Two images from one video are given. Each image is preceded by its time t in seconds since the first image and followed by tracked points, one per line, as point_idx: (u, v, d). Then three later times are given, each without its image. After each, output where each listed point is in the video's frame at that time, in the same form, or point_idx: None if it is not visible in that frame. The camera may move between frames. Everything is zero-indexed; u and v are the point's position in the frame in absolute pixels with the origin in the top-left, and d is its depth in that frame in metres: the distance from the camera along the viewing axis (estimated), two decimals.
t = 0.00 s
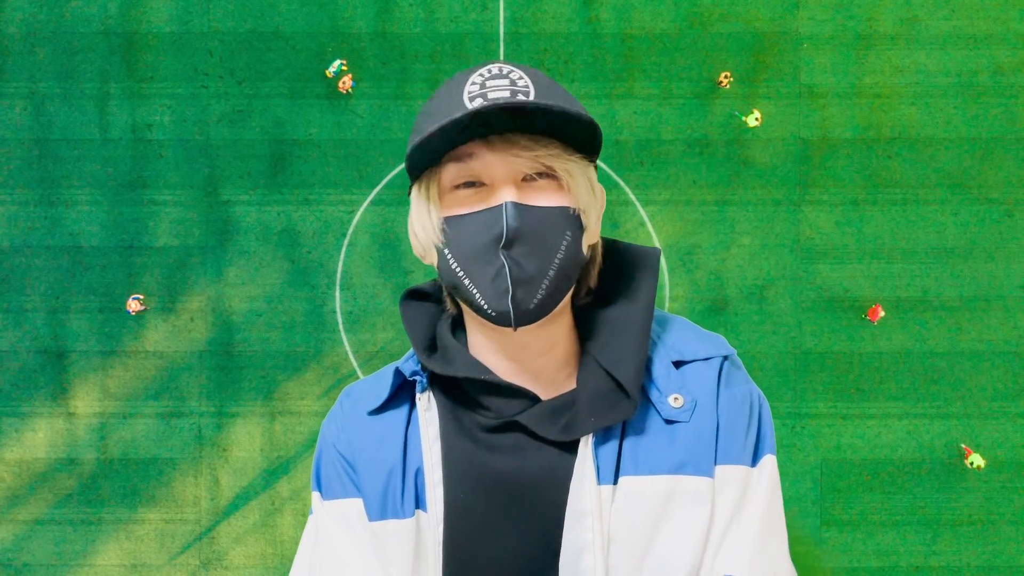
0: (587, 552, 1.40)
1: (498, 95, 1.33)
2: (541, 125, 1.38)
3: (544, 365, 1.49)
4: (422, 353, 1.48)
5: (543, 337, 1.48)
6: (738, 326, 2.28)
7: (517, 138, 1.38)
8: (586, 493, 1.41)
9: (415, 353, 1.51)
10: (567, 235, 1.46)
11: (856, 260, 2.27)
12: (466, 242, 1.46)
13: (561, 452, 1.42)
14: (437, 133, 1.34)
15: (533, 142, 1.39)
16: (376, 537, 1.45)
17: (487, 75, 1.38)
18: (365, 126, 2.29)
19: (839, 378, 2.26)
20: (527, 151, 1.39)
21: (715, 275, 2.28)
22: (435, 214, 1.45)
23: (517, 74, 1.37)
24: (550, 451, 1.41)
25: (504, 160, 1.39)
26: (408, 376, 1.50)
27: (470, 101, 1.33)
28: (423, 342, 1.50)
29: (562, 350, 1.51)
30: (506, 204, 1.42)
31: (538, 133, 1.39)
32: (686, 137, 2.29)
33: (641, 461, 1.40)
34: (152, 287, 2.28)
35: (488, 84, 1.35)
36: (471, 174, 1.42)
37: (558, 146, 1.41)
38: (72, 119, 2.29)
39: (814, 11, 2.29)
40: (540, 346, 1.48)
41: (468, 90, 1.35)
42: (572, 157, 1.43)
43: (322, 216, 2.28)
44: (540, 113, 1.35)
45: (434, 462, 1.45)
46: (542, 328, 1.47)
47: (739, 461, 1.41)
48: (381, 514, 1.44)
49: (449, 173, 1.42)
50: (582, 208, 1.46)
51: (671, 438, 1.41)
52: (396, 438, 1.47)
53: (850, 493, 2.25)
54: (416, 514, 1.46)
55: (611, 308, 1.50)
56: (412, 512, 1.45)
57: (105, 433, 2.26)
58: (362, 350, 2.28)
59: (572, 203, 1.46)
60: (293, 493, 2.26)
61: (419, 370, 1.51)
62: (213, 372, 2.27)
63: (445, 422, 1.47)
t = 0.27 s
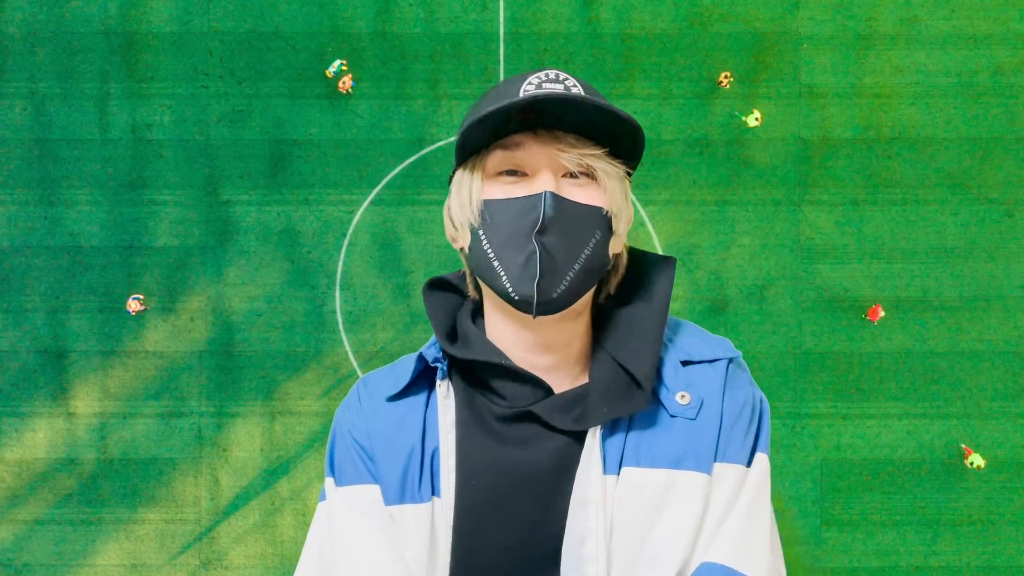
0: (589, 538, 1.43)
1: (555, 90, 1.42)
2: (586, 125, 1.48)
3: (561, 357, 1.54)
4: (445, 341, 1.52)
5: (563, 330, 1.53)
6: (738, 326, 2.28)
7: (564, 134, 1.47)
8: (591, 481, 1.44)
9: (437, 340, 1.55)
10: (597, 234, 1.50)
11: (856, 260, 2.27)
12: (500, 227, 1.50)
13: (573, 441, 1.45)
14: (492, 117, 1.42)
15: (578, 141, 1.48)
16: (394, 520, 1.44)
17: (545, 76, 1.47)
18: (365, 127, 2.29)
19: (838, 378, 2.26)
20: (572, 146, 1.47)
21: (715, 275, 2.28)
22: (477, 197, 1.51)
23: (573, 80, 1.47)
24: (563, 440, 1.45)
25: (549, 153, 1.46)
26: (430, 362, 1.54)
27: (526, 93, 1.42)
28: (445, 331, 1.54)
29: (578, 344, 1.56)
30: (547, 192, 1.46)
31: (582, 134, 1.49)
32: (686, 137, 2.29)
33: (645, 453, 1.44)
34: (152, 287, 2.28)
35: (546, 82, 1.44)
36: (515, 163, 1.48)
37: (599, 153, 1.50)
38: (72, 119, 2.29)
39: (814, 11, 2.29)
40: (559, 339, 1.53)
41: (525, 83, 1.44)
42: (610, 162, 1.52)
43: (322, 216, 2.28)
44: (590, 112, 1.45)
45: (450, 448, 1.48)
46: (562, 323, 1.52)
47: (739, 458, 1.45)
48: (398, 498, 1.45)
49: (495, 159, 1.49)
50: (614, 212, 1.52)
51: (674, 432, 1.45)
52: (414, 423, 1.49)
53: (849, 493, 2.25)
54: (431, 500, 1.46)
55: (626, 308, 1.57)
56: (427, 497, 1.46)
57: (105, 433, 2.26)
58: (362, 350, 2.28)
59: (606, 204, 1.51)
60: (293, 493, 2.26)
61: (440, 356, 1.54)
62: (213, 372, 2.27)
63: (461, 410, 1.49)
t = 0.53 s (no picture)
0: (609, 532, 1.44)
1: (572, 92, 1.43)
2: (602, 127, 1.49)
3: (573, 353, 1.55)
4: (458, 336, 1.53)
5: (576, 328, 1.54)
6: (738, 326, 2.28)
7: (580, 136, 1.48)
8: (611, 475, 1.45)
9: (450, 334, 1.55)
10: (610, 234, 1.51)
11: (856, 260, 2.27)
12: (515, 225, 1.50)
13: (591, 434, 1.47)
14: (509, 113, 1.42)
15: (594, 142, 1.49)
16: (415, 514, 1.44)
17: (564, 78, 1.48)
18: (365, 126, 2.29)
19: (838, 378, 2.26)
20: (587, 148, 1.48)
21: (716, 274, 2.28)
22: (491, 194, 1.51)
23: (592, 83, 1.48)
24: (580, 434, 1.46)
25: (564, 154, 1.48)
26: (444, 356, 1.53)
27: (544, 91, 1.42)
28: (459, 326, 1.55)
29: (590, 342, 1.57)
30: (562, 192, 1.47)
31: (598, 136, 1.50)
32: (686, 137, 2.29)
33: (661, 447, 1.45)
34: (152, 287, 2.28)
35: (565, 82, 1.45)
36: (531, 161, 1.49)
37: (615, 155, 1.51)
38: (72, 119, 2.29)
39: (814, 11, 2.29)
40: (573, 336, 1.54)
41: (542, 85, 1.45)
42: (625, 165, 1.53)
43: (322, 216, 2.28)
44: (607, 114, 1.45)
45: (467, 442, 1.49)
46: (574, 320, 1.53)
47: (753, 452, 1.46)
48: (419, 492, 1.45)
49: (510, 157, 1.49)
50: (628, 212, 1.52)
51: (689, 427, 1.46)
52: (431, 417, 1.49)
53: (849, 493, 2.25)
54: (449, 494, 1.47)
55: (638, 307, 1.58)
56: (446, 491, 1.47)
57: (105, 433, 2.26)
58: (362, 350, 2.28)
59: (621, 205, 1.52)
60: (293, 493, 2.26)
61: (454, 351, 1.54)
62: (213, 372, 2.27)
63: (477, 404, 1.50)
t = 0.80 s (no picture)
0: (614, 539, 1.43)
1: (587, 99, 1.40)
2: (617, 135, 1.45)
3: (579, 358, 1.55)
4: (462, 336, 1.52)
5: (580, 333, 1.54)
6: (738, 326, 2.28)
7: (594, 142, 1.45)
8: (617, 481, 1.45)
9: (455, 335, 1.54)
10: (615, 244, 1.50)
11: (856, 259, 2.27)
12: (519, 227, 1.50)
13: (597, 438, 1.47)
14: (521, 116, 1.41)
15: (606, 150, 1.46)
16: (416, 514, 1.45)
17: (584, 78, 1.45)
18: (365, 126, 2.29)
19: (838, 378, 2.26)
20: (598, 155, 1.45)
21: (716, 274, 2.28)
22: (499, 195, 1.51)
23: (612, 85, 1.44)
24: (583, 437, 1.46)
25: (574, 159, 1.46)
26: (447, 357, 1.53)
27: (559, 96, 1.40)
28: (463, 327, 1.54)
29: (594, 347, 1.57)
30: (567, 198, 1.47)
31: (613, 142, 1.47)
32: (686, 137, 2.29)
33: (668, 454, 1.46)
34: (152, 287, 2.28)
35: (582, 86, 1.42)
36: (541, 164, 1.48)
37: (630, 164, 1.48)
38: (72, 119, 2.29)
39: (814, 11, 2.29)
40: (577, 341, 1.54)
41: (559, 86, 1.42)
42: (639, 173, 1.50)
43: (322, 216, 2.28)
44: (623, 123, 1.42)
45: (467, 444, 1.48)
46: (580, 326, 1.54)
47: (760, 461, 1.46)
48: (419, 493, 1.45)
49: (521, 158, 1.48)
50: (637, 223, 1.50)
51: (697, 434, 1.46)
52: (433, 418, 1.50)
53: (849, 493, 2.25)
54: (449, 496, 1.47)
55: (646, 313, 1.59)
56: (446, 492, 1.47)
57: (105, 433, 2.26)
58: (362, 350, 2.28)
59: (629, 214, 1.50)
60: (293, 493, 2.26)
61: (457, 352, 1.54)
62: (213, 372, 2.27)
63: (479, 406, 1.50)
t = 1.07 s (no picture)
0: (615, 549, 1.43)
1: (603, 103, 1.39)
2: (632, 142, 1.44)
3: (580, 364, 1.55)
4: (462, 340, 1.53)
5: (583, 339, 1.54)
6: (738, 326, 2.28)
7: (608, 148, 1.44)
8: (619, 491, 1.44)
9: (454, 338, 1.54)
10: (624, 253, 1.49)
11: (856, 259, 2.27)
12: (524, 232, 1.50)
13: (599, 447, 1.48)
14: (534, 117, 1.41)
15: (620, 157, 1.45)
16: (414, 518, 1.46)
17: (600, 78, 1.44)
18: (365, 126, 2.29)
19: (839, 378, 2.26)
20: (611, 163, 1.44)
21: (716, 275, 2.28)
22: (507, 196, 1.51)
23: (628, 87, 1.43)
24: (585, 447, 1.47)
25: (586, 165, 1.45)
26: (446, 360, 1.53)
27: (574, 99, 1.40)
28: (464, 330, 1.54)
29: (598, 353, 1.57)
30: (576, 206, 1.46)
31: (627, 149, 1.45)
32: (686, 137, 2.29)
33: (672, 464, 1.45)
34: (152, 287, 2.28)
35: (598, 88, 1.41)
36: (551, 167, 1.47)
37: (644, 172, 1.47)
38: (72, 119, 2.29)
39: (814, 11, 2.29)
40: (580, 347, 1.54)
41: (575, 86, 1.42)
42: (652, 182, 1.49)
43: (322, 216, 2.28)
44: (638, 129, 1.41)
45: (467, 448, 1.48)
46: (584, 332, 1.54)
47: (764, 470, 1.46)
48: (417, 497, 1.45)
49: (532, 159, 1.48)
50: (647, 233, 1.50)
51: (701, 443, 1.46)
52: (432, 421, 1.50)
53: (849, 493, 2.25)
54: (448, 500, 1.47)
55: (652, 320, 1.59)
56: (444, 496, 1.47)
57: (105, 433, 2.26)
58: (362, 350, 2.28)
59: (639, 224, 1.49)
60: (293, 493, 2.26)
61: (456, 355, 1.54)
62: (213, 372, 2.27)
63: (479, 410, 1.50)
